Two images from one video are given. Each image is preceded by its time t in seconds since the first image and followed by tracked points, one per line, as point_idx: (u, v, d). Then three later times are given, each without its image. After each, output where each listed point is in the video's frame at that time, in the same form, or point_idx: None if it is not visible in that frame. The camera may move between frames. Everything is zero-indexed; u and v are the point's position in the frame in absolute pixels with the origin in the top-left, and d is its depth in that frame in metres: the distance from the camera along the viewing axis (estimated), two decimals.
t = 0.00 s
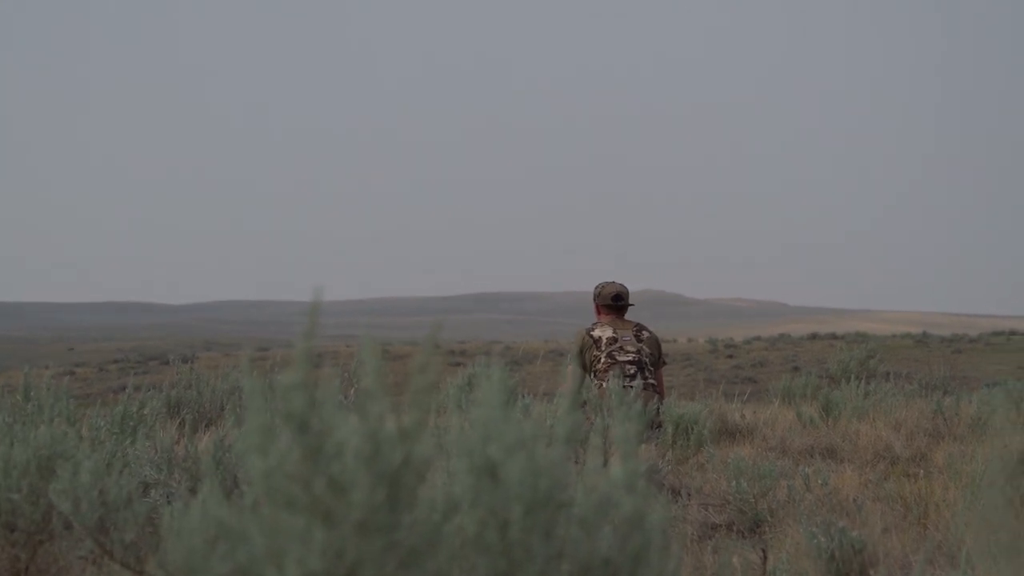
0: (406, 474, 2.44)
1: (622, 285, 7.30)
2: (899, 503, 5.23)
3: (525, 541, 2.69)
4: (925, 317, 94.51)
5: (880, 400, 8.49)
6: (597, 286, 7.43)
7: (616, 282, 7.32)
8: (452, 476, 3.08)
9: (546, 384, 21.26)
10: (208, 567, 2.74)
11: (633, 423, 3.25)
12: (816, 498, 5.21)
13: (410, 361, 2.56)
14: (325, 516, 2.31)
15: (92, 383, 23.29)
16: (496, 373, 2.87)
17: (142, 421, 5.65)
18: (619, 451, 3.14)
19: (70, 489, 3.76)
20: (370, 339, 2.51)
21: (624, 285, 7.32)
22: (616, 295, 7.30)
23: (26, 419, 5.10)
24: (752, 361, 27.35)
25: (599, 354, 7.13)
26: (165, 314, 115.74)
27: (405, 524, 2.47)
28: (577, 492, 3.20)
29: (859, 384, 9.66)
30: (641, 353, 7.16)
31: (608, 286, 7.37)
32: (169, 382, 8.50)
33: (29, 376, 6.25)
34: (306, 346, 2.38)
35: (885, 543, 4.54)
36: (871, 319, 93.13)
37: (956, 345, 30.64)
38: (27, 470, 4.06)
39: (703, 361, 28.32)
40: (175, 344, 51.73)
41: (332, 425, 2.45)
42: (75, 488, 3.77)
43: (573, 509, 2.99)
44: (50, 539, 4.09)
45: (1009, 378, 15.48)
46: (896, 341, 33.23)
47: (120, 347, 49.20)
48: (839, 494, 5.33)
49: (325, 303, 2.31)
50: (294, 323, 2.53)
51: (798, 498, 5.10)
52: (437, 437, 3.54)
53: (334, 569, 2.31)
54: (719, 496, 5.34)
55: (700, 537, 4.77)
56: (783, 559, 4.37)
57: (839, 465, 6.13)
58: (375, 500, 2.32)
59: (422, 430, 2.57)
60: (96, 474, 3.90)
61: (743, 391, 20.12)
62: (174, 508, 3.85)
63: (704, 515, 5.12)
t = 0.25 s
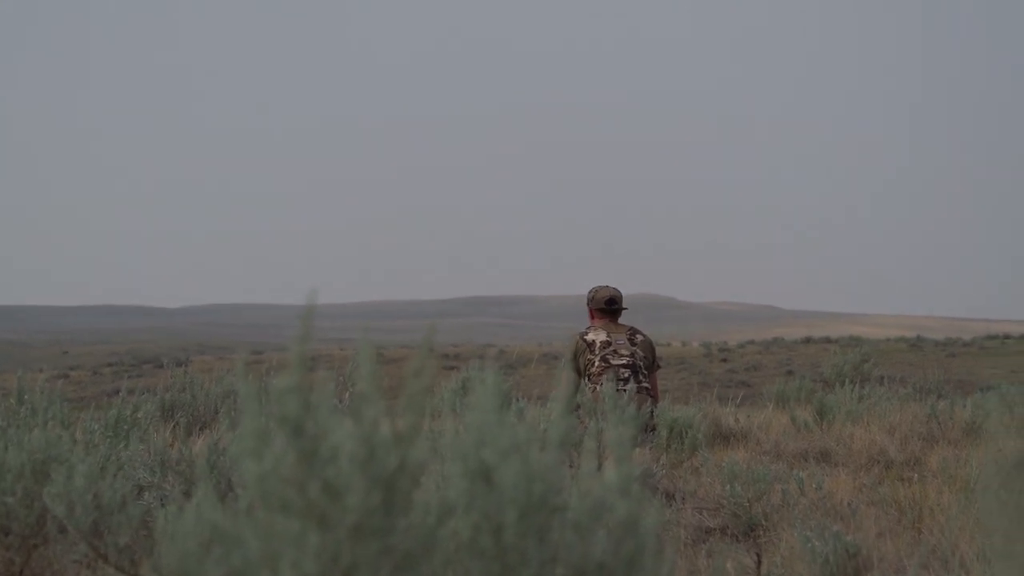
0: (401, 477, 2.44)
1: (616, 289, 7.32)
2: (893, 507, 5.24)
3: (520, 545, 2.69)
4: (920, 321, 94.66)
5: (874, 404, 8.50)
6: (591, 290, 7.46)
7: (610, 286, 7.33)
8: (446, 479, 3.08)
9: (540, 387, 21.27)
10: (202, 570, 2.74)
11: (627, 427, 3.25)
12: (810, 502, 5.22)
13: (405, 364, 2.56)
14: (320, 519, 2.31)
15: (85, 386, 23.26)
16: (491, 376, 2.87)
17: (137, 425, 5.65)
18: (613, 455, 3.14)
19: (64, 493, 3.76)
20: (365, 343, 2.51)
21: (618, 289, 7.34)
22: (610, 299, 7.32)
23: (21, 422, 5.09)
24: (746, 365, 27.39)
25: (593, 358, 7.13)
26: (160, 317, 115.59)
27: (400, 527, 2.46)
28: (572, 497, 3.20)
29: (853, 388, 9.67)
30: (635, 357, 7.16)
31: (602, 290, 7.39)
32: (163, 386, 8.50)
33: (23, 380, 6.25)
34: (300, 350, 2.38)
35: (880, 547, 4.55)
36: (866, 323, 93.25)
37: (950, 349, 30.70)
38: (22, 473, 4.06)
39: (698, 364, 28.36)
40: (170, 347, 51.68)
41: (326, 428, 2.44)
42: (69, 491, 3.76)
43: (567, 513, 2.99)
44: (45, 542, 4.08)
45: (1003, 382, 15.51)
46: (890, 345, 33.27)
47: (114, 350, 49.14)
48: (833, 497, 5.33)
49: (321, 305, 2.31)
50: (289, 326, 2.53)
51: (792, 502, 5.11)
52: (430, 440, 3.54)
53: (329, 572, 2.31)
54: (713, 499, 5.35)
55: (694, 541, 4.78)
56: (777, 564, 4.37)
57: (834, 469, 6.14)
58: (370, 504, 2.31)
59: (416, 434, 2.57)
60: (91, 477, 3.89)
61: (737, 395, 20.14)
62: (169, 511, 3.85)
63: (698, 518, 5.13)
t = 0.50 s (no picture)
0: (395, 482, 2.44)
1: (611, 294, 7.32)
2: (888, 512, 5.25)
3: (514, 550, 2.69)
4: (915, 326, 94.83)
5: (869, 409, 8.51)
6: (586, 295, 7.46)
7: (605, 291, 7.34)
8: (441, 485, 3.08)
9: (536, 392, 21.27)
10: None
11: (622, 432, 3.26)
12: (805, 507, 5.23)
13: (399, 369, 2.56)
14: (314, 524, 2.32)
15: (80, 391, 23.19)
16: (486, 382, 2.87)
17: (132, 429, 5.64)
18: (608, 460, 3.15)
19: (59, 497, 3.74)
20: (359, 349, 2.52)
21: (613, 294, 7.35)
22: (605, 304, 7.33)
23: (16, 426, 5.08)
24: (740, 370, 27.41)
25: (588, 363, 7.14)
26: (155, 321, 115.43)
27: (394, 532, 2.46)
28: (567, 502, 3.20)
29: (848, 393, 9.69)
30: (630, 361, 7.17)
31: (597, 295, 7.39)
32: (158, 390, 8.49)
33: (18, 384, 6.24)
34: (294, 354, 2.38)
35: (874, 552, 4.56)
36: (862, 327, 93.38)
37: (945, 354, 30.74)
38: (16, 478, 4.05)
39: (692, 369, 28.38)
40: (165, 351, 51.60)
41: (320, 433, 2.45)
42: (64, 495, 3.75)
43: (562, 518, 2.99)
44: (40, 547, 4.07)
45: (998, 387, 15.54)
46: (884, 349, 33.31)
47: (109, 354, 49.06)
48: (827, 502, 5.34)
49: (315, 310, 2.32)
50: (284, 331, 2.53)
51: (786, 507, 5.11)
52: (426, 446, 3.54)
53: None
54: (708, 505, 5.35)
55: (689, 546, 4.78)
56: (771, 568, 4.38)
57: (828, 474, 6.14)
58: (363, 508, 2.32)
59: (410, 440, 2.57)
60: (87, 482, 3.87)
61: (731, 400, 20.16)
62: (164, 516, 3.85)
63: (693, 523, 5.13)
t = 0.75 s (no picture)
0: (393, 489, 2.43)
1: (608, 301, 7.33)
2: (885, 518, 5.25)
3: (513, 557, 2.67)
4: (913, 332, 94.82)
5: (866, 415, 8.51)
6: (584, 302, 7.47)
7: (602, 298, 7.34)
8: (438, 492, 3.07)
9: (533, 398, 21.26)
10: None
11: (619, 439, 3.25)
12: (803, 513, 5.23)
13: (397, 377, 2.56)
14: (313, 532, 2.31)
15: (76, 397, 23.16)
16: (482, 389, 2.86)
17: (129, 436, 5.63)
18: (606, 467, 3.14)
19: (56, 503, 3.71)
20: (356, 356, 2.51)
21: (610, 301, 7.35)
22: (603, 311, 7.33)
23: (13, 433, 5.08)
24: (737, 376, 27.41)
25: (585, 369, 7.14)
26: (153, 327, 115.24)
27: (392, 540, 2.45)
28: (564, 510, 3.19)
29: (845, 400, 9.69)
30: (627, 368, 7.16)
31: (595, 301, 7.40)
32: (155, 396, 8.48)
33: (16, 390, 6.23)
34: (293, 360, 2.37)
35: (871, 559, 4.56)
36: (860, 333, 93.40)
37: (941, 361, 30.76)
38: (13, 485, 4.04)
39: (689, 376, 28.38)
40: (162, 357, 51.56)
41: (319, 442, 2.45)
42: (61, 502, 3.72)
43: (560, 525, 2.97)
44: (37, 554, 4.06)
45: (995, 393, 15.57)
46: (881, 356, 33.32)
47: (107, 360, 49.03)
48: (825, 509, 5.34)
49: (312, 317, 2.31)
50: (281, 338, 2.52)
51: (784, 513, 5.11)
52: (422, 452, 3.53)
53: None
54: (705, 511, 5.35)
55: (686, 552, 4.79)
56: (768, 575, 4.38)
57: (825, 480, 6.14)
58: (362, 514, 2.30)
59: (408, 447, 2.57)
60: (83, 488, 3.86)
61: (728, 406, 20.17)
62: (161, 522, 3.84)
63: (691, 530, 5.14)
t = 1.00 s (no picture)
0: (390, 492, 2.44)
1: (605, 306, 7.34)
2: (882, 523, 5.25)
3: (510, 562, 2.67)
4: (911, 337, 94.84)
5: (863, 420, 8.52)
6: (580, 307, 7.48)
7: (599, 303, 7.36)
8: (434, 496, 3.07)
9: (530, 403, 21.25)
10: None
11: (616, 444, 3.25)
12: (799, 518, 5.23)
13: (393, 381, 2.57)
14: (309, 535, 2.31)
15: (73, 402, 23.13)
16: (478, 393, 2.87)
17: (126, 440, 5.63)
18: (602, 472, 3.14)
19: (53, 508, 3.70)
20: (352, 360, 2.52)
21: (607, 306, 7.36)
22: (599, 315, 7.34)
23: (10, 437, 5.07)
24: (734, 381, 27.41)
25: (581, 374, 7.15)
26: (150, 332, 115.09)
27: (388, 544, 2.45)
28: (561, 514, 3.19)
29: (842, 405, 9.70)
30: (624, 373, 7.17)
31: (591, 306, 7.42)
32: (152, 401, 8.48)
33: (12, 395, 6.23)
34: (288, 364, 2.38)
35: (869, 563, 4.56)
36: (858, 338, 93.41)
37: (939, 365, 30.75)
38: (10, 489, 4.04)
39: (686, 380, 28.38)
40: (160, 362, 51.50)
41: (315, 446, 2.45)
42: (58, 506, 3.71)
43: (557, 530, 2.97)
44: (33, 558, 4.05)
45: (992, 398, 15.57)
46: (878, 361, 33.34)
47: (104, 364, 48.95)
48: (821, 514, 5.35)
49: (308, 321, 2.32)
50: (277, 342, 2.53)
51: (781, 518, 5.12)
52: (419, 457, 3.53)
53: None
54: (701, 516, 5.36)
55: (683, 557, 4.79)
56: None
57: (822, 485, 6.15)
58: (358, 518, 2.31)
59: (404, 451, 2.57)
60: (80, 493, 3.87)
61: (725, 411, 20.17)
62: (158, 526, 3.84)
63: (688, 534, 5.14)
